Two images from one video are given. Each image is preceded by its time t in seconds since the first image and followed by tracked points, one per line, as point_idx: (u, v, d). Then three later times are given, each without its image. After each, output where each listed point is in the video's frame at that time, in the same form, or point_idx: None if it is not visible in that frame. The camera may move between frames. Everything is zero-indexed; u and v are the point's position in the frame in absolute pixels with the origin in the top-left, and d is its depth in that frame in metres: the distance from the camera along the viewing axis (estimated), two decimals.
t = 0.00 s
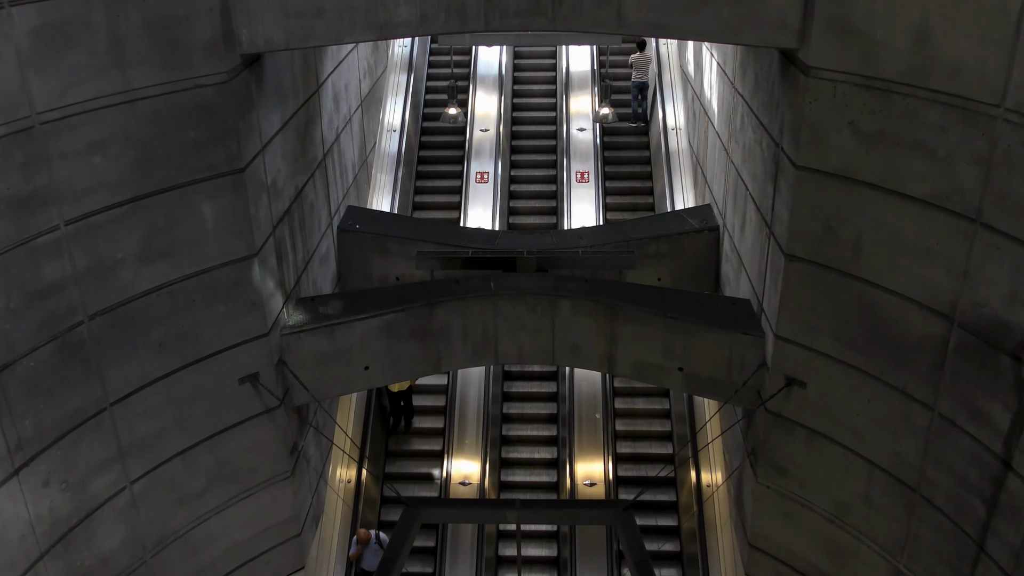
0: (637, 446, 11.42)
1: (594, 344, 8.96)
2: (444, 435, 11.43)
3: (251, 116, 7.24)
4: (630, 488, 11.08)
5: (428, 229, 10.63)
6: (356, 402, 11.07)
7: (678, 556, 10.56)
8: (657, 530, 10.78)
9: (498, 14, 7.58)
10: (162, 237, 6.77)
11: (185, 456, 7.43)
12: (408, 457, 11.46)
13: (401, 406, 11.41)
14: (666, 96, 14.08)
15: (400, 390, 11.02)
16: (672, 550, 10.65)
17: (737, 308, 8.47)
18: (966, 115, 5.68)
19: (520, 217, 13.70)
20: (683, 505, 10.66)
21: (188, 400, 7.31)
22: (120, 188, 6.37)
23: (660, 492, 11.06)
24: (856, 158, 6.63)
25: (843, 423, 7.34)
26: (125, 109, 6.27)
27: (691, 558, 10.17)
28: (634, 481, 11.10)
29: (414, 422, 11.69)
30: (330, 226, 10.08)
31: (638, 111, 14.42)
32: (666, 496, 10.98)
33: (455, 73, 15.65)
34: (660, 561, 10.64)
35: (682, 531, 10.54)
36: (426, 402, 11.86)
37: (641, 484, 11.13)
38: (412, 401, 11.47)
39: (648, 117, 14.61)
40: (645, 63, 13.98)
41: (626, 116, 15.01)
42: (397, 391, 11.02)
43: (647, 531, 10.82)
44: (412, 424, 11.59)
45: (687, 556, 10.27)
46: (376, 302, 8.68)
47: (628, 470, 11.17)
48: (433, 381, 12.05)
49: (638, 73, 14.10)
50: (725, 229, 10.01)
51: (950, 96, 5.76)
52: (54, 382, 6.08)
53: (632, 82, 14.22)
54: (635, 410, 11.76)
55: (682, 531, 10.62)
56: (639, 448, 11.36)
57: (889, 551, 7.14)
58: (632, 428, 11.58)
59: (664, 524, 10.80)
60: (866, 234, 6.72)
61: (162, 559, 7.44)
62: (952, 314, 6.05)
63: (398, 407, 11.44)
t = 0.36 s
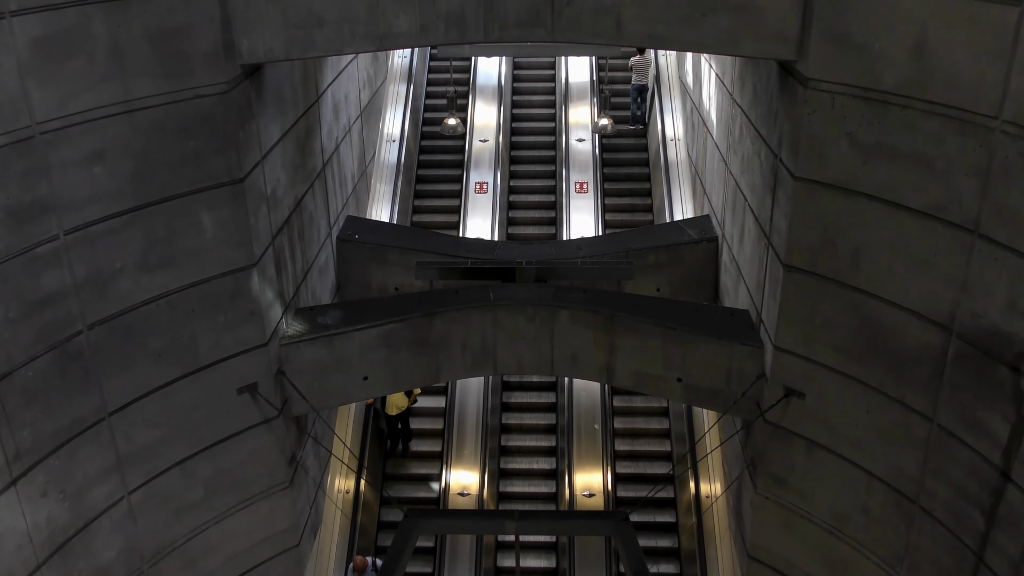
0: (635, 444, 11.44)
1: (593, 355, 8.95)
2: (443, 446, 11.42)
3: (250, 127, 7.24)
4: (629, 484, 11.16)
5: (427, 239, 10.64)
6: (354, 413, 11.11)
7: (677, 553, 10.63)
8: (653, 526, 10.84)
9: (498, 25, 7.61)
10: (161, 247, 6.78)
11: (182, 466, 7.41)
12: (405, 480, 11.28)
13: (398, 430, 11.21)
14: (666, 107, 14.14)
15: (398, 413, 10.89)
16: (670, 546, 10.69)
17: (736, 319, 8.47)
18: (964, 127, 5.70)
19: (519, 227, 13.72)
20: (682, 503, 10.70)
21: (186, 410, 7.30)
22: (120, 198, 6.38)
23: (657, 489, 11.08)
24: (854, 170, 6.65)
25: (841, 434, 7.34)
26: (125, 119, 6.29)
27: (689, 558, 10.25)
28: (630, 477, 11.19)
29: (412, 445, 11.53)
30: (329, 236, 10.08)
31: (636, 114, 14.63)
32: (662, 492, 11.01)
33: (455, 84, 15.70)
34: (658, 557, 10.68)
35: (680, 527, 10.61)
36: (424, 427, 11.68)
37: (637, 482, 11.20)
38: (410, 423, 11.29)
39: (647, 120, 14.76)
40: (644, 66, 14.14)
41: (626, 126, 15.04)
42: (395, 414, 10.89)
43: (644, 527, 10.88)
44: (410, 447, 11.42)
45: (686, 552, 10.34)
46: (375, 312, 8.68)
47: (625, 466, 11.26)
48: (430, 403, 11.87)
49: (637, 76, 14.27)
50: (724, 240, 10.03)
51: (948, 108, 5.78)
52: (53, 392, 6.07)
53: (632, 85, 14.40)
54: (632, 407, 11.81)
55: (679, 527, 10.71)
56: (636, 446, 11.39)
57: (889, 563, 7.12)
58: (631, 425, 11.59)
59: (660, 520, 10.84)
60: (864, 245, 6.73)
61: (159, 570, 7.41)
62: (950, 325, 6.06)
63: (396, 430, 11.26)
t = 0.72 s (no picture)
0: (633, 441, 11.62)
1: (592, 366, 8.95)
2: (442, 458, 11.35)
3: (249, 138, 7.24)
4: (628, 482, 11.33)
5: (425, 250, 10.65)
6: (353, 424, 11.12)
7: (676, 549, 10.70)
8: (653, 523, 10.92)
9: (496, 37, 7.63)
10: (160, 258, 6.78)
11: (180, 478, 7.39)
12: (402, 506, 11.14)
13: (395, 454, 11.10)
14: (663, 118, 14.19)
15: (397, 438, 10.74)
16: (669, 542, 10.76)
17: (734, 330, 8.48)
18: (961, 138, 5.72)
19: (518, 238, 13.72)
20: (681, 501, 10.75)
21: (184, 421, 7.28)
22: (119, 209, 6.39)
23: (655, 487, 11.24)
24: (851, 180, 6.67)
25: (840, 445, 7.33)
26: (124, 130, 6.30)
27: (687, 554, 10.35)
28: (630, 475, 11.36)
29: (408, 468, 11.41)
30: (328, 247, 10.09)
31: (634, 118, 14.72)
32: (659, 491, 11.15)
33: (454, 95, 15.74)
34: (659, 554, 10.72)
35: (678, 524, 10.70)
36: (420, 451, 11.55)
37: (635, 479, 11.38)
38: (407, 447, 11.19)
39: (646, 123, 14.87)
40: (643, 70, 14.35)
41: (625, 138, 15.07)
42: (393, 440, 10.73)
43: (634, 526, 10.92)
44: (407, 471, 11.30)
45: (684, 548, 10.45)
46: (374, 324, 8.69)
47: (624, 464, 11.42)
48: (427, 427, 11.77)
49: (637, 79, 14.43)
50: (722, 251, 10.04)
51: (944, 119, 5.81)
52: (51, 403, 6.07)
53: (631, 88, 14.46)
54: (630, 407, 11.96)
55: (677, 525, 10.79)
56: (634, 444, 11.56)
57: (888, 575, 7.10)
58: (629, 424, 11.75)
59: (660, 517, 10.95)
60: (862, 255, 6.74)
61: None
62: (948, 335, 6.07)
63: (392, 454, 11.13)
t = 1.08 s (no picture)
0: (631, 439, 11.78)
1: (590, 377, 8.95)
2: (440, 469, 11.33)
3: (248, 149, 7.25)
4: (625, 480, 11.46)
5: (424, 261, 10.66)
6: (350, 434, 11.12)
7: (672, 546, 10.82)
8: (649, 520, 11.02)
9: (495, 49, 7.67)
10: (158, 269, 6.78)
11: (177, 489, 7.37)
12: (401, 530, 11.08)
13: (391, 478, 10.94)
14: (661, 128, 14.25)
15: (393, 462, 10.58)
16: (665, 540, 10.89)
17: (732, 342, 8.49)
18: (957, 151, 5.75)
19: (517, 249, 13.73)
20: (677, 498, 10.99)
21: (182, 432, 7.27)
22: (117, 220, 6.39)
23: (652, 484, 11.36)
24: (849, 193, 6.69)
25: (838, 457, 7.33)
26: (123, 141, 6.31)
27: (684, 550, 10.49)
28: (628, 473, 11.47)
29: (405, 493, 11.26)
30: (326, 257, 10.09)
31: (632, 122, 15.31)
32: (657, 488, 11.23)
33: (453, 106, 15.77)
34: (654, 551, 10.85)
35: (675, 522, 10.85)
36: (418, 475, 11.47)
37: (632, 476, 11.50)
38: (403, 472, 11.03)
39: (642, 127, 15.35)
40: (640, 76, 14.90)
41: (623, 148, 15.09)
42: (390, 465, 10.59)
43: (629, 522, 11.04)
44: (403, 496, 11.16)
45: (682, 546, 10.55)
46: (373, 335, 8.69)
47: (623, 463, 11.53)
48: (424, 451, 11.65)
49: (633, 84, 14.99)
50: (720, 262, 10.06)
51: (941, 132, 5.84)
52: (48, 414, 6.06)
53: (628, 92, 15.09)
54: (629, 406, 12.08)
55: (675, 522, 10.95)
56: (632, 442, 11.73)
57: None
58: (627, 423, 11.88)
59: (659, 514, 11.07)
60: (860, 267, 6.75)
61: None
62: (946, 347, 6.08)
63: (389, 478, 10.98)
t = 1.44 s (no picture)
0: (629, 439, 11.89)
1: (589, 389, 8.94)
2: (438, 481, 11.30)
3: (247, 160, 7.26)
4: (625, 479, 11.53)
5: (423, 273, 10.66)
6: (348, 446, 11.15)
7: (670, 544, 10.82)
8: (648, 519, 11.06)
9: (494, 62, 7.69)
10: (157, 279, 6.78)
11: (175, 500, 7.34)
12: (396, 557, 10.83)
13: (388, 504, 10.67)
14: (661, 142, 14.39)
15: (391, 488, 10.38)
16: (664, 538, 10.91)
17: (731, 354, 8.49)
18: (955, 163, 5.77)
19: (517, 261, 13.73)
20: (675, 495, 11.05)
21: (179, 444, 7.26)
22: (116, 231, 6.40)
23: (649, 483, 11.42)
24: (847, 205, 6.71)
25: (837, 469, 7.32)
26: (122, 152, 6.32)
27: (682, 548, 10.55)
28: (626, 472, 11.54)
29: (402, 521, 10.98)
30: (326, 269, 10.09)
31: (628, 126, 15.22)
32: (657, 488, 11.30)
33: (452, 118, 15.81)
34: (652, 549, 10.85)
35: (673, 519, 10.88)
36: (416, 500, 11.25)
37: (630, 476, 11.58)
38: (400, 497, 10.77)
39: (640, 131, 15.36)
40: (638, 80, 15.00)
41: (621, 160, 15.14)
42: (388, 490, 10.39)
43: (628, 520, 11.08)
44: (399, 522, 10.88)
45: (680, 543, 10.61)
46: (371, 346, 8.69)
47: (621, 462, 11.64)
48: (424, 476, 11.45)
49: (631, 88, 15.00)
50: (719, 274, 10.07)
51: (937, 143, 5.88)
52: (45, 425, 6.05)
53: (625, 97, 15.03)
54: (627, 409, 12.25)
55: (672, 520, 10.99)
56: (630, 442, 11.84)
57: None
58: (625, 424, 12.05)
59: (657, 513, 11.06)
60: (858, 279, 6.76)
61: None
62: (944, 359, 6.08)
63: (385, 504, 10.71)
